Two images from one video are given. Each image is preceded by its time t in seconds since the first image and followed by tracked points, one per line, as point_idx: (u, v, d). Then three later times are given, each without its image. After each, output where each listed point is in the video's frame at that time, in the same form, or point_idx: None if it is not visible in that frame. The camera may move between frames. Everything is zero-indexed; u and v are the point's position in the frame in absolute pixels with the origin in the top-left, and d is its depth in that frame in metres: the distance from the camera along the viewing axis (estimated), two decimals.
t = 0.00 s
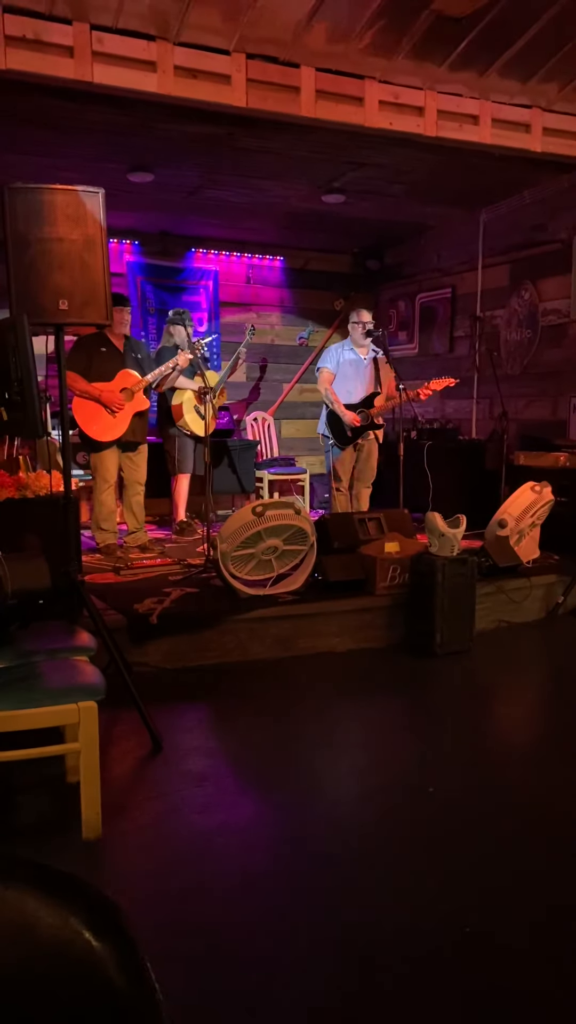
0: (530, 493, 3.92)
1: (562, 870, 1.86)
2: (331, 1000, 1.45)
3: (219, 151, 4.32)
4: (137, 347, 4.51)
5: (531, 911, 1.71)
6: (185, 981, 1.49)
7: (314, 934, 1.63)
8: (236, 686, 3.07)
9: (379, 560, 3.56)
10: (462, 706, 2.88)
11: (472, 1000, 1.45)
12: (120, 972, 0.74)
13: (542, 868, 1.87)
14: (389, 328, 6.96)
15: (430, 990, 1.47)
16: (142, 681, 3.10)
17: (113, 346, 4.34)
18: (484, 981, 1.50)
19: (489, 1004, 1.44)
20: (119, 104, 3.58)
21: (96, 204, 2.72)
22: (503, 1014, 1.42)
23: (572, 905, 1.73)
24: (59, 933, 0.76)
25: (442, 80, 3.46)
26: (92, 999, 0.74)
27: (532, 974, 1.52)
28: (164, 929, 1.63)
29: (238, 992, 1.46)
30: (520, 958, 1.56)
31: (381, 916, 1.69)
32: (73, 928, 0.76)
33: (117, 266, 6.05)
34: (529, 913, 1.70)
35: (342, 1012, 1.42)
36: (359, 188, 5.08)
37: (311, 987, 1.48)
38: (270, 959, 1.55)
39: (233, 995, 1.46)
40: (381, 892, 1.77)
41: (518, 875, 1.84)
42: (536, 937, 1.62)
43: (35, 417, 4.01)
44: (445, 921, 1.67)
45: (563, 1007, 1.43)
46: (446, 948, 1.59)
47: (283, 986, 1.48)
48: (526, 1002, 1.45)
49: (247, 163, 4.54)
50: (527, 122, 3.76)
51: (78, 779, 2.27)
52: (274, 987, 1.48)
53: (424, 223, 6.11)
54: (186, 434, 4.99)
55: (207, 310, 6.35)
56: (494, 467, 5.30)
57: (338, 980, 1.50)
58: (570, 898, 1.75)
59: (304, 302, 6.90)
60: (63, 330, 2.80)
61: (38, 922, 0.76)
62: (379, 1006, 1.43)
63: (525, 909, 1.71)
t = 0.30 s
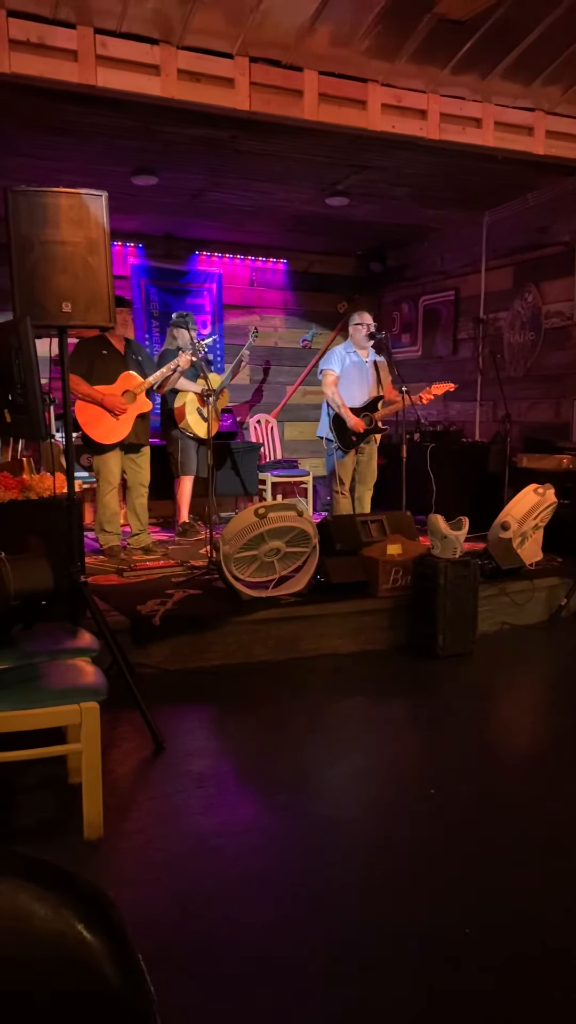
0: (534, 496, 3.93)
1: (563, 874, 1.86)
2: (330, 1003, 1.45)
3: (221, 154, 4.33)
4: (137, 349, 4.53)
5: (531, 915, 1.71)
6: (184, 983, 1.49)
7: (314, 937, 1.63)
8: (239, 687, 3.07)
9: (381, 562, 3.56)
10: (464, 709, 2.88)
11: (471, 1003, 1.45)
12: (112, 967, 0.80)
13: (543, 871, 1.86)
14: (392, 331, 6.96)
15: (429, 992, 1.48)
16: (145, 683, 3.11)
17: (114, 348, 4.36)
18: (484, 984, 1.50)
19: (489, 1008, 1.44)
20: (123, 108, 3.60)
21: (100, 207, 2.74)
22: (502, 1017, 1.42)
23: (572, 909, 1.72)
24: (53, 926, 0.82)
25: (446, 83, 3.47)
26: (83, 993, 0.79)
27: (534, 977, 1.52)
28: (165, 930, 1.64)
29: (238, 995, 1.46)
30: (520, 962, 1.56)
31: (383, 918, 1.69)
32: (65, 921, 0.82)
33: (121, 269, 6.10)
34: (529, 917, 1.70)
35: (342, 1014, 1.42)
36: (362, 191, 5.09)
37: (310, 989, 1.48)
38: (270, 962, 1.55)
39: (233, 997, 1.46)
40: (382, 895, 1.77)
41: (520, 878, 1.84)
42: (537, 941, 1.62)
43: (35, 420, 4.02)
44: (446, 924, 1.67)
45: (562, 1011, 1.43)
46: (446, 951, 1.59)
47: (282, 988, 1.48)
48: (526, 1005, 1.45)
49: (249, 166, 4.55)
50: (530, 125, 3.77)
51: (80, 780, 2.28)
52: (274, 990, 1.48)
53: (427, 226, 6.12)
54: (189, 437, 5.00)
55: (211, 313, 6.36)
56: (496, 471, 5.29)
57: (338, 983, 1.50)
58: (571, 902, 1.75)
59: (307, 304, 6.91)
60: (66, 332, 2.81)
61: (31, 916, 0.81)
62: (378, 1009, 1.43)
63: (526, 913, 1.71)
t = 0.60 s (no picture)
0: (540, 497, 3.88)
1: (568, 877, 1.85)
2: (334, 1003, 1.45)
3: (228, 156, 4.34)
4: (141, 350, 4.55)
5: (535, 916, 1.70)
6: (188, 983, 1.49)
7: (317, 938, 1.63)
8: (244, 689, 3.07)
9: (387, 565, 3.56)
10: (470, 710, 2.88)
11: (474, 1005, 1.45)
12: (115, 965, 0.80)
13: (548, 874, 1.86)
14: (399, 332, 6.97)
15: (432, 994, 1.47)
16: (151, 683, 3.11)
17: (119, 351, 4.38)
18: (488, 986, 1.50)
19: (492, 1009, 1.44)
20: (130, 110, 3.61)
21: (107, 209, 2.74)
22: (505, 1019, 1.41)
23: None
24: (57, 923, 0.81)
25: (452, 85, 3.47)
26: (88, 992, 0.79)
27: (538, 979, 1.52)
28: (169, 930, 1.64)
29: (242, 996, 1.46)
30: (525, 964, 1.56)
31: (387, 920, 1.69)
32: (71, 918, 0.82)
33: (128, 269, 6.08)
34: (534, 919, 1.70)
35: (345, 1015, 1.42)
36: (369, 193, 5.09)
37: (314, 990, 1.48)
38: (274, 962, 1.55)
39: (236, 997, 1.46)
40: (386, 896, 1.77)
41: (525, 880, 1.83)
42: (541, 944, 1.61)
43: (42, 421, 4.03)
44: (451, 926, 1.67)
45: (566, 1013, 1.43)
46: (450, 952, 1.59)
47: (285, 990, 1.48)
48: (530, 1008, 1.45)
49: (256, 167, 4.56)
50: (537, 126, 3.77)
51: (85, 780, 2.28)
52: (278, 991, 1.48)
53: (434, 227, 6.12)
54: (195, 438, 5.01)
55: (217, 314, 6.37)
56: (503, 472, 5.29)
57: (342, 984, 1.50)
58: None
59: (313, 305, 6.92)
60: (73, 333, 2.81)
61: (35, 912, 0.81)
62: (381, 1010, 1.43)
63: (531, 915, 1.71)
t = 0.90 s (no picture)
0: (546, 497, 3.84)
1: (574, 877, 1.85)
2: (339, 1003, 1.45)
3: (234, 157, 4.34)
4: (146, 350, 4.50)
5: (541, 917, 1.70)
6: (194, 983, 1.50)
7: (323, 938, 1.63)
8: (250, 689, 3.07)
9: (393, 566, 3.55)
10: (475, 711, 2.88)
11: (479, 1005, 1.45)
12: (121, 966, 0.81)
13: (553, 875, 1.86)
14: (405, 332, 6.96)
15: (437, 994, 1.47)
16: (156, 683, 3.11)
17: (126, 351, 4.39)
18: (493, 987, 1.50)
19: (496, 1008, 1.44)
20: (137, 111, 3.61)
21: (113, 209, 2.73)
22: (512, 1020, 1.41)
23: None
24: (62, 923, 0.82)
25: (459, 85, 3.47)
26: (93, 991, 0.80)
27: (544, 979, 1.52)
28: (174, 930, 1.64)
29: (247, 996, 1.47)
30: (530, 965, 1.56)
31: (392, 920, 1.69)
32: (77, 919, 0.83)
33: (134, 270, 6.09)
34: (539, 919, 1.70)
35: (350, 1014, 1.42)
36: (375, 193, 5.09)
37: (319, 990, 1.48)
38: (279, 962, 1.55)
39: (241, 997, 1.46)
40: (391, 897, 1.77)
41: (530, 881, 1.83)
42: (546, 944, 1.61)
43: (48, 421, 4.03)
44: (456, 927, 1.67)
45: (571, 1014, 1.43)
46: (455, 953, 1.59)
47: (290, 990, 1.48)
48: (535, 1008, 1.44)
49: (263, 168, 4.57)
50: (544, 126, 3.77)
51: (91, 780, 2.28)
52: (283, 991, 1.48)
53: (440, 228, 6.11)
54: (201, 438, 5.01)
55: (223, 314, 6.38)
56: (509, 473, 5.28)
57: (348, 983, 1.50)
58: None
59: (319, 306, 6.92)
60: (79, 333, 2.82)
61: (43, 913, 0.82)
62: (386, 1010, 1.43)
63: (536, 916, 1.70)
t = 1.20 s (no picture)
0: (554, 498, 3.86)
1: None
2: (344, 1003, 1.45)
3: (241, 156, 4.35)
4: (152, 350, 4.52)
5: (546, 918, 1.70)
6: (198, 982, 1.49)
7: (327, 938, 1.62)
8: (256, 689, 3.06)
9: (399, 565, 3.51)
10: (482, 711, 2.87)
11: (484, 1005, 1.44)
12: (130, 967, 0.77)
13: (558, 876, 1.85)
14: (412, 332, 6.95)
15: (443, 995, 1.47)
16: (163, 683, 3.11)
17: (132, 350, 4.39)
18: (500, 989, 1.49)
19: (502, 1010, 1.43)
20: (144, 111, 3.61)
21: (120, 209, 2.74)
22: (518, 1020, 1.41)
23: None
24: (70, 925, 0.73)
25: (467, 84, 3.46)
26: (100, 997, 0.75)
27: (550, 981, 1.51)
28: (179, 930, 1.64)
29: (251, 996, 1.46)
30: (537, 967, 1.55)
31: (397, 921, 1.68)
32: (83, 918, 0.74)
33: (141, 270, 6.07)
34: (545, 920, 1.69)
35: (356, 1014, 1.42)
36: (382, 192, 5.07)
37: (324, 991, 1.48)
38: (286, 961, 1.55)
39: (245, 997, 1.46)
40: (397, 898, 1.76)
41: (535, 882, 1.83)
42: (552, 946, 1.61)
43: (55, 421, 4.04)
44: (463, 927, 1.66)
45: None
46: (463, 955, 1.58)
47: (295, 991, 1.48)
48: (541, 1009, 1.44)
49: (270, 168, 4.57)
50: (552, 126, 3.76)
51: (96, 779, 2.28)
52: (287, 991, 1.48)
53: (447, 227, 6.10)
54: (207, 437, 5.01)
55: (230, 314, 6.38)
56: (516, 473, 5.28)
57: (354, 984, 1.50)
58: None
59: (326, 305, 6.91)
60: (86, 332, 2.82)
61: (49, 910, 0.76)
62: (392, 1010, 1.43)
63: (543, 917, 1.70)
